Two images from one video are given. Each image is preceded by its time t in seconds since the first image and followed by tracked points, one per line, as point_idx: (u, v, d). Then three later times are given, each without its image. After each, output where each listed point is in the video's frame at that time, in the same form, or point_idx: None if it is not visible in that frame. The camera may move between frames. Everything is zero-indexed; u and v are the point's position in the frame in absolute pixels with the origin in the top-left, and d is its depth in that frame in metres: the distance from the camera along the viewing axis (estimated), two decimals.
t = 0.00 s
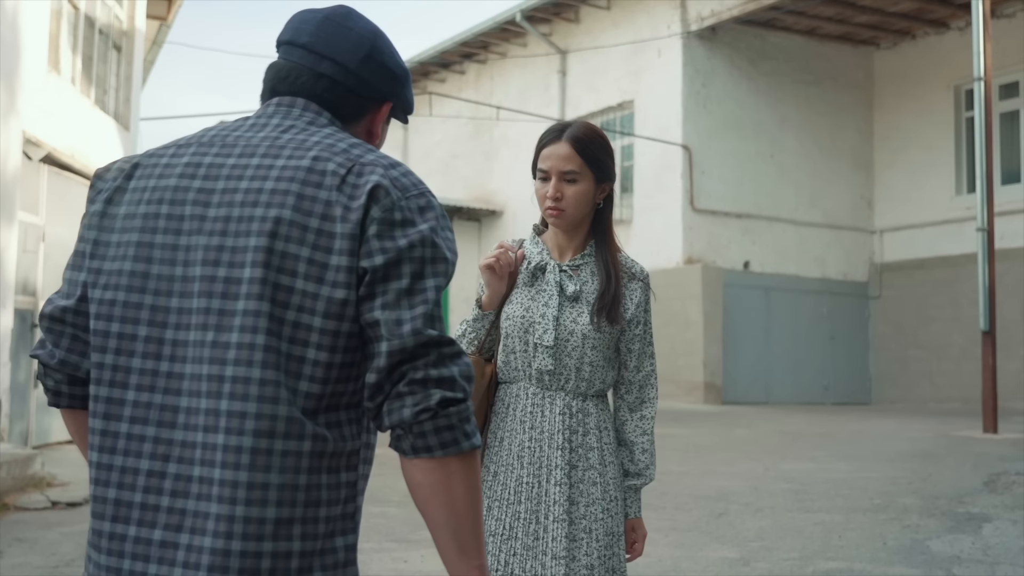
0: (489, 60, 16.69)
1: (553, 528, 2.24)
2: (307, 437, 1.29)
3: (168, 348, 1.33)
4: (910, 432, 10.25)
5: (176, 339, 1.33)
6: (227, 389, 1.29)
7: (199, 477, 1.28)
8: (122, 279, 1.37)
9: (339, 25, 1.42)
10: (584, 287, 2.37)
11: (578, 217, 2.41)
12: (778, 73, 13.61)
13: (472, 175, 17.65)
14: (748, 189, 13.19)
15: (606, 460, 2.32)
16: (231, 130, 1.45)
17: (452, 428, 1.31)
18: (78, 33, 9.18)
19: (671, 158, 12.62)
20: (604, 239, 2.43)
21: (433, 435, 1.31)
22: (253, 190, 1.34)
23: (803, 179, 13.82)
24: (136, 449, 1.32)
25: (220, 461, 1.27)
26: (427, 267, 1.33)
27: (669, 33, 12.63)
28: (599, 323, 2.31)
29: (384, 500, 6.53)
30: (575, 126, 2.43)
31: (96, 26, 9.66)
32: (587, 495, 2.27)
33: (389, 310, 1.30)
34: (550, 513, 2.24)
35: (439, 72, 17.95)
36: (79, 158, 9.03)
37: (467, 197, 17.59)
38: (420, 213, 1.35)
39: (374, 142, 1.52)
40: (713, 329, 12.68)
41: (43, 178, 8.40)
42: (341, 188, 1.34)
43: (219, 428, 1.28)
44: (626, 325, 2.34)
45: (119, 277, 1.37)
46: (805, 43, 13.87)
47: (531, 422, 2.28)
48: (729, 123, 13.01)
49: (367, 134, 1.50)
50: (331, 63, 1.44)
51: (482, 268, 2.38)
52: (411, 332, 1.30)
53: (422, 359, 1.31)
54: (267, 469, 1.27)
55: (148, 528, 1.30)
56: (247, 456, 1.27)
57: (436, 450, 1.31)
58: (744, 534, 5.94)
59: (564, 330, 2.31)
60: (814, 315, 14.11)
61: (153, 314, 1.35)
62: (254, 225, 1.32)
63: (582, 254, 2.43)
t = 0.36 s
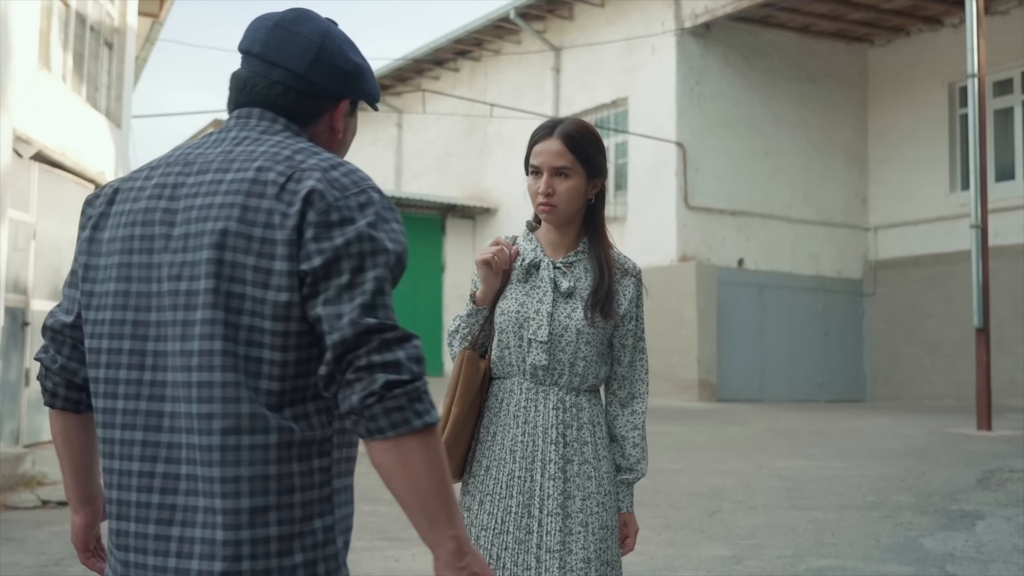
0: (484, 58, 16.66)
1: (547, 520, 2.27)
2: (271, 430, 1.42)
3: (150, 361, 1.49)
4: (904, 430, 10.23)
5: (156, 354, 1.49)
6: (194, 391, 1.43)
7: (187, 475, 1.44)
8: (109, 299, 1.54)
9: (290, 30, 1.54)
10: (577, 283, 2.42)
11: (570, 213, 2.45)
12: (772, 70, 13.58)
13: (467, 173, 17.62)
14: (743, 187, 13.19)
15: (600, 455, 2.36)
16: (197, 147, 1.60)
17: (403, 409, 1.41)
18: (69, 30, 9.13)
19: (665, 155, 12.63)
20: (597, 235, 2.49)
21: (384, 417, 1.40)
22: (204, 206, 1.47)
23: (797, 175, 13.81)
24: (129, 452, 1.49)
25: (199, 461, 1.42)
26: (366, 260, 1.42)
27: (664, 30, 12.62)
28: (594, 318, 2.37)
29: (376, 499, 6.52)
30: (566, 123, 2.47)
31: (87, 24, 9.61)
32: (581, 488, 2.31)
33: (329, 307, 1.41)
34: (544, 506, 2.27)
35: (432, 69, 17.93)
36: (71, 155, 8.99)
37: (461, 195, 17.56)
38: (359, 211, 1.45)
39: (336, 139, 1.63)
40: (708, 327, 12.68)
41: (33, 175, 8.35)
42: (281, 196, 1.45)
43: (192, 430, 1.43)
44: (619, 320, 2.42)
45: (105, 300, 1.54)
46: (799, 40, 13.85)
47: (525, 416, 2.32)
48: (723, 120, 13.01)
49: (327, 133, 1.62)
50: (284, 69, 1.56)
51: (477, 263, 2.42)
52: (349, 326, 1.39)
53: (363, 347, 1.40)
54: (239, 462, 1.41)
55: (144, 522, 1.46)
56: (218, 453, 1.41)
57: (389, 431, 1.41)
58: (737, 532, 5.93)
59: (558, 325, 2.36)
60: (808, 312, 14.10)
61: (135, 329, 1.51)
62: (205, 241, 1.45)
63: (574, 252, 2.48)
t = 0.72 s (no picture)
0: (481, 55, 16.57)
1: (571, 520, 2.36)
2: (231, 413, 1.52)
3: (125, 349, 1.60)
4: (904, 427, 10.18)
5: (130, 341, 1.60)
6: (159, 373, 1.54)
7: (161, 458, 1.54)
8: (92, 290, 1.66)
9: (261, 27, 1.64)
10: (603, 280, 2.52)
11: (591, 207, 2.55)
12: (770, 66, 13.51)
13: (464, 171, 17.53)
14: (741, 183, 13.14)
15: (627, 455, 2.45)
16: (172, 144, 1.71)
17: (338, 400, 1.49)
18: (63, 28, 9.06)
19: (663, 153, 12.57)
20: (621, 231, 2.59)
21: (319, 408, 1.48)
22: (168, 200, 1.59)
23: (796, 172, 13.76)
24: (109, 436, 1.60)
25: (168, 442, 1.53)
26: (312, 248, 1.52)
27: (661, 26, 12.55)
28: (620, 317, 2.47)
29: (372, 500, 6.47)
30: (587, 117, 2.59)
31: (81, 22, 9.55)
32: (609, 489, 2.40)
33: (274, 294, 1.50)
34: (570, 505, 2.36)
35: (429, 67, 17.86)
36: (64, 154, 8.91)
37: (459, 193, 17.47)
38: (309, 201, 1.54)
39: (313, 132, 1.73)
40: (706, 324, 12.63)
41: (27, 174, 8.27)
42: (234, 188, 1.56)
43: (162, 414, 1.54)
44: (646, 317, 2.52)
45: (88, 292, 1.66)
46: (796, 37, 13.80)
47: (551, 416, 2.41)
48: (721, 116, 12.95)
49: (303, 127, 1.72)
50: (257, 65, 1.66)
51: (502, 260, 2.53)
52: (290, 312, 1.49)
53: (303, 335, 1.49)
54: (203, 443, 1.51)
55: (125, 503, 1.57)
56: (184, 435, 1.52)
57: (322, 420, 1.48)
58: (736, 531, 5.88)
59: (584, 323, 2.46)
60: (806, 310, 14.04)
61: (112, 318, 1.62)
62: (166, 234, 1.56)
63: (600, 247, 2.58)
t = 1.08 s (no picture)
0: (478, 53, 16.49)
1: (594, 527, 2.31)
2: (253, 425, 1.46)
3: (136, 359, 1.53)
4: (902, 428, 10.11)
5: (139, 352, 1.53)
6: (176, 385, 1.48)
7: (180, 473, 1.47)
8: (92, 296, 1.58)
9: (276, 21, 1.58)
10: (628, 279, 2.45)
11: (616, 207, 2.49)
12: (768, 66, 13.44)
13: (461, 169, 17.43)
14: (739, 183, 13.07)
15: (654, 458, 2.38)
16: (175, 141, 1.65)
17: (370, 408, 1.45)
18: (54, 23, 8.96)
19: (661, 152, 12.50)
20: (647, 230, 2.51)
21: (350, 416, 1.45)
22: (180, 200, 1.52)
23: (794, 172, 13.68)
24: (120, 450, 1.53)
25: (187, 456, 1.46)
26: (337, 250, 1.47)
27: (658, 25, 12.48)
28: (646, 319, 2.40)
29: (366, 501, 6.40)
30: (613, 116, 2.53)
31: (72, 18, 9.46)
32: (636, 494, 2.33)
33: (298, 299, 1.45)
34: (594, 511, 2.31)
35: (426, 65, 17.78)
36: (56, 151, 8.83)
37: (456, 191, 17.38)
38: (331, 200, 1.49)
39: (322, 132, 1.67)
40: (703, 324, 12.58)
41: (19, 171, 8.18)
42: (251, 188, 1.50)
43: (179, 427, 1.47)
44: (672, 318, 2.45)
45: (88, 300, 1.59)
46: (795, 36, 13.72)
47: (577, 420, 2.35)
48: (718, 115, 12.89)
49: (313, 125, 1.66)
50: (267, 58, 1.60)
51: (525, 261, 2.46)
52: (317, 318, 1.44)
53: (331, 342, 1.45)
54: (225, 457, 1.45)
55: (141, 522, 1.50)
56: (204, 449, 1.45)
57: (354, 429, 1.45)
58: (733, 535, 5.80)
59: (610, 325, 2.39)
60: (804, 310, 13.97)
61: (121, 327, 1.55)
62: (180, 238, 1.50)
63: (625, 245, 2.51)
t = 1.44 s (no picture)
0: (475, 51, 16.42)
1: (601, 528, 2.24)
2: (352, 433, 1.39)
3: (216, 359, 1.45)
4: (900, 428, 10.06)
5: (222, 350, 1.45)
6: (269, 391, 1.40)
7: (267, 482, 1.40)
8: (162, 291, 1.50)
9: (358, 3, 1.51)
10: (638, 276, 2.38)
11: (628, 203, 2.42)
12: (766, 64, 13.41)
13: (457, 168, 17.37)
14: (736, 182, 13.04)
15: (661, 458, 2.33)
16: (248, 128, 1.56)
17: (483, 419, 1.43)
18: (47, 19, 8.88)
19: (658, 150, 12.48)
20: (657, 227, 2.45)
21: (464, 427, 1.42)
22: (268, 194, 1.44)
23: (791, 171, 13.63)
24: (196, 456, 1.45)
25: (277, 464, 1.39)
26: (446, 257, 1.42)
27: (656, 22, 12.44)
28: (656, 316, 2.33)
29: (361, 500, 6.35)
30: (624, 109, 2.44)
31: (66, 15, 9.39)
32: (642, 495, 2.28)
33: (410, 306, 1.40)
34: (601, 511, 2.25)
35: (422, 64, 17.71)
36: (49, 148, 8.75)
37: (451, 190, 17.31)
38: (434, 200, 1.44)
39: (397, 120, 1.60)
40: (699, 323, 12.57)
41: (10, 168, 8.10)
42: (351, 185, 1.43)
43: (268, 434, 1.39)
44: (682, 316, 2.38)
45: (157, 291, 1.50)
46: (793, 34, 13.68)
47: (583, 419, 2.30)
48: (716, 114, 12.86)
49: (388, 115, 1.59)
50: (348, 41, 1.52)
51: (532, 257, 2.39)
52: (435, 326, 1.40)
53: (448, 353, 1.42)
54: (319, 468, 1.38)
55: (222, 533, 1.42)
56: (296, 458, 1.38)
57: (467, 441, 1.42)
58: (731, 535, 5.75)
59: (618, 322, 2.33)
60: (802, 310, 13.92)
61: (196, 324, 1.47)
62: (272, 233, 1.42)
63: (634, 241, 2.44)
